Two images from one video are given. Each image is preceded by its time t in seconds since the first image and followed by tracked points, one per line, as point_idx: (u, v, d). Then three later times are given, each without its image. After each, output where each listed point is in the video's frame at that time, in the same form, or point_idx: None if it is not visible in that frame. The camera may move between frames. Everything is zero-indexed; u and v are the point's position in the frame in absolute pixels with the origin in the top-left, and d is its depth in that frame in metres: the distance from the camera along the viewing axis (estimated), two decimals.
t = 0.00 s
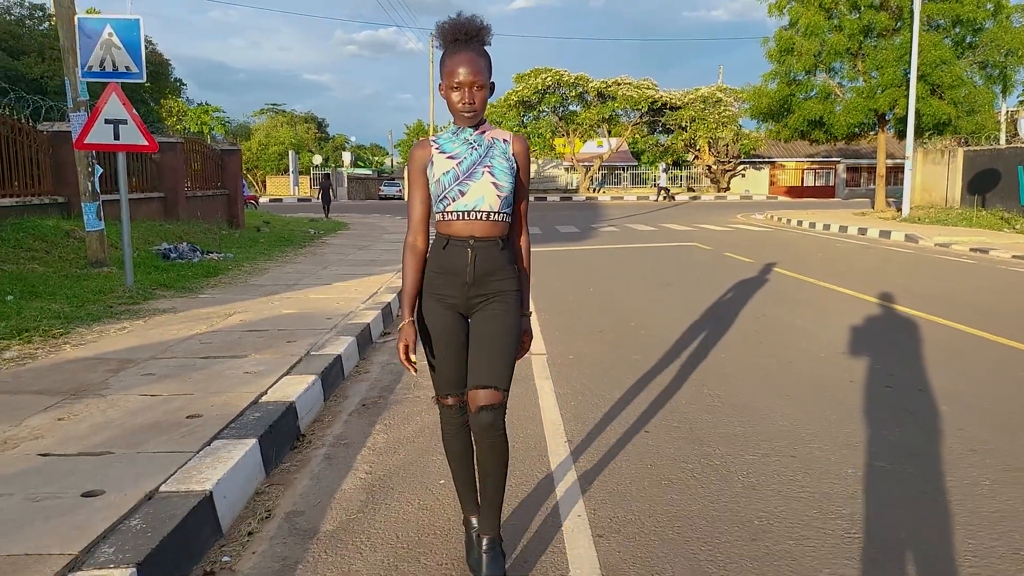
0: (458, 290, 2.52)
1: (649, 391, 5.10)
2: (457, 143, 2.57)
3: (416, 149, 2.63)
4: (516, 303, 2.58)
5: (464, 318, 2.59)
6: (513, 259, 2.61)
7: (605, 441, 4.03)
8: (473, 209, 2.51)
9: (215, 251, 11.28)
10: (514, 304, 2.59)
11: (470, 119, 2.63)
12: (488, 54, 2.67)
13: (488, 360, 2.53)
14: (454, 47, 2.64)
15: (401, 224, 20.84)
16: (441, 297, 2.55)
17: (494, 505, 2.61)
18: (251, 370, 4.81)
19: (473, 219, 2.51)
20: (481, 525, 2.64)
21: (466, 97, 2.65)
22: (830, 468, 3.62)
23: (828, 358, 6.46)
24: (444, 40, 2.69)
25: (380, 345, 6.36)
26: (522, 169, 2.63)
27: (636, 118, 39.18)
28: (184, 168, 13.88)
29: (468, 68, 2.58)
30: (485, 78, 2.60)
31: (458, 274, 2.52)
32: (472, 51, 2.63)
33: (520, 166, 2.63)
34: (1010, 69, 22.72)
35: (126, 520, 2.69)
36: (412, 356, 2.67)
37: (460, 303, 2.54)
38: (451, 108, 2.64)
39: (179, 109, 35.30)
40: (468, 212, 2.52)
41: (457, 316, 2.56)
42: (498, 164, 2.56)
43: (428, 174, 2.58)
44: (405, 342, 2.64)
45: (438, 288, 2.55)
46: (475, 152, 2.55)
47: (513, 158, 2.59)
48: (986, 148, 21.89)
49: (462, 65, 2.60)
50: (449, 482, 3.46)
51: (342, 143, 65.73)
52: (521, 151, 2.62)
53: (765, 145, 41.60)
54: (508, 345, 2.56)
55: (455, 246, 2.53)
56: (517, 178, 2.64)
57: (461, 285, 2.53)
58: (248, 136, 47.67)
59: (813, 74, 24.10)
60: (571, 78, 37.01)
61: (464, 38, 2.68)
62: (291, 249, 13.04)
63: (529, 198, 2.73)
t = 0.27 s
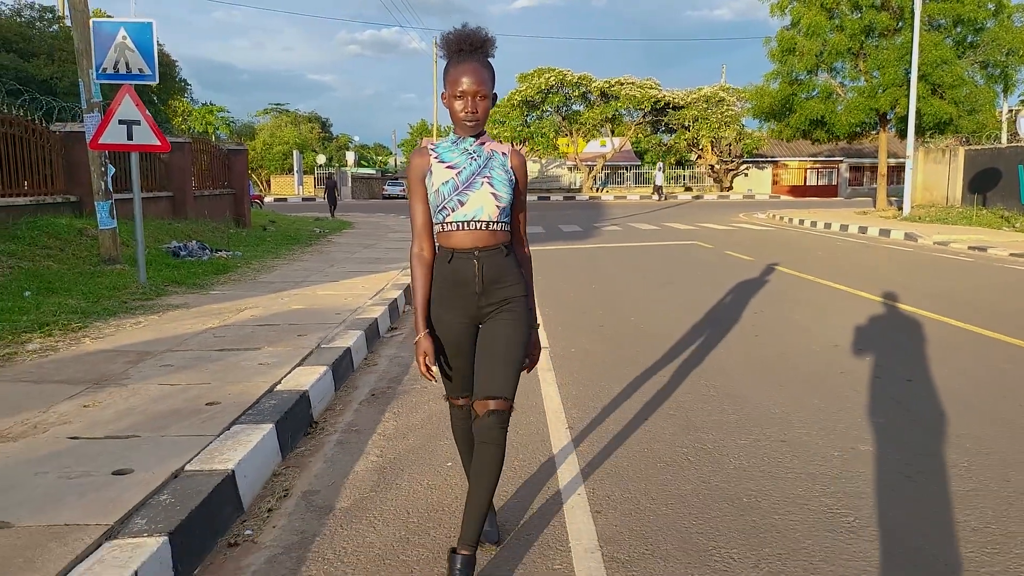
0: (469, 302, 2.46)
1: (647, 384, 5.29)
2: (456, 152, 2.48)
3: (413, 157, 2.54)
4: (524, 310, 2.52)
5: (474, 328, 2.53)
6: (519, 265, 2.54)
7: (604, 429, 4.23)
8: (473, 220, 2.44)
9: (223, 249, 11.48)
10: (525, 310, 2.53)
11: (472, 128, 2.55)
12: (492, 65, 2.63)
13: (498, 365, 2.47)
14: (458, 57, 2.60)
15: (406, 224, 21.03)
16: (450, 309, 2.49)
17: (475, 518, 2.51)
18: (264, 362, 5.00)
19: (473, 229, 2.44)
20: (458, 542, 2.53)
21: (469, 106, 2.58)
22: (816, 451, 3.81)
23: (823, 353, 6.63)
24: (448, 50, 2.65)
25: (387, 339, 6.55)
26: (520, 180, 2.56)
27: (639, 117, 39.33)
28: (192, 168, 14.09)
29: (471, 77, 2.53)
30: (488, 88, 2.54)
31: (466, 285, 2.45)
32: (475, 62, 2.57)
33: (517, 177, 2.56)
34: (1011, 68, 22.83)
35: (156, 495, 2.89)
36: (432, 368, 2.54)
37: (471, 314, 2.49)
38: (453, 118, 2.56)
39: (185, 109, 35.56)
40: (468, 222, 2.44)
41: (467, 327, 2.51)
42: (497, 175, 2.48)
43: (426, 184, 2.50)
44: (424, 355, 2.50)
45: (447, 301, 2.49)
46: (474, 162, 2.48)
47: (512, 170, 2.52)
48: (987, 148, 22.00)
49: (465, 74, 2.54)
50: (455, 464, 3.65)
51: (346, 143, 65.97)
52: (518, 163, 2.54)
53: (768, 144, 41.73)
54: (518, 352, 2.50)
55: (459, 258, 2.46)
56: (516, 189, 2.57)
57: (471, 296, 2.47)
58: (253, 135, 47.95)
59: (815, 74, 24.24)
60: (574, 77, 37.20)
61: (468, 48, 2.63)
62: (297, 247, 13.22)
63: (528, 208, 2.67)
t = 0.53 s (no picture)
0: (470, 298, 2.54)
1: (645, 379, 5.50)
2: (458, 146, 2.57)
3: (414, 148, 2.64)
4: (524, 305, 2.62)
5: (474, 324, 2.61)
6: (517, 260, 2.64)
7: (603, 419, 4.43)
8: (469, 214, 2.53)
9: (231, 248, 11.69)
10: (526, 305, 2.64)
11: (474, 122, 2.61)
12: (494, 60, 2.69)
13: (501, 359, 2.59)
14: (462, 51, 2.66)
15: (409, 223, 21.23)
16: (450, 305, 2.56)
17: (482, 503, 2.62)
18: (277, 355, 5.22)
19: (470, 224, 2.53)
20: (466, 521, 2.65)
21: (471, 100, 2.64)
22: (803, 437, 4.03)
23: (817, 350, 6.84)
24: (451, 46, 2.72)
25: (393, 335, 6.76)
26: (520, 179, 2.66)
27: (641, 116, 39.49)
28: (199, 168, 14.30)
29: (473, 72, 2.59)
30: (490, 82, 2.61)
31: (467, 281, 2.53)
32: (479, 57, 2.64)
33: (518, 175, 2.66)
34: (1011, 67, 22.98)
35: (181, 476, 3.08)
36: (418, 355, 2.72)
37: (473, 311, 2.56)
38: (455, 111, 2.63)
39: (190, 109, 35.76)
40: (466, 216, 2.53)
41: (466, 324, 2.58)
42: (497, 172, 2.58)
43: (426, 176, 2.60)
44: (412, 341, 2.68)
45: (448, 297, 2.55)
46: (475, 157, 2.56)
47: (512, 168, 2.62)
48: (986, 146, 22.14)
49: (467, 69, 2.61)
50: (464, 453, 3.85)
51: (349, 143, 66.19)
52: (520, 161, 2.64)
53: (770, 143, 41.89)
54: (518, 347, 2.60)
55: (458, 254, 2.53)
56: (515, 186, 2.66)
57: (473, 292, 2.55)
58: (257, 135, 48.17)
59: (816, 73, 24.38)
60: (576, 77, 37.38)
61: (470, 43, 2.69)
62: (303, 246, 13.41)
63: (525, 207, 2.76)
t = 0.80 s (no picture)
0: (469, 283, 2.62)
1: (639, 368, 5.71)
2: (461, 136, 2.67)
3: (419, 140, 2.72)
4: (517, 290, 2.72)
5: (470, 310, 2.68)
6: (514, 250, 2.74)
7: (600, 404, 4.63)
8: (473, 203, 2.62)
9: (237, 243, 11.90)
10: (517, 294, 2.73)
11: (473, 112, 2.70)
12: (492, 49, 2.72)
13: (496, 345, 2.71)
14: (458, 42, 2.70)
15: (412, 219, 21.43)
16: (448, 288, 2.62)
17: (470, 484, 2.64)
18: (286, 343, 5.45)
19: (474, 213, 2.63)
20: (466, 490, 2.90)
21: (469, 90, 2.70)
22: (786, 419, 4.25)
23: (808, 342, 7.05)
24: (448, 35, 2.74)
25: (397, 325, 6.98)
26: (523, 167, 2.77)
27: (642, 113, 39.63)
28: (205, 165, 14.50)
29: (470, 62, 2.65)
30: (488, 73, 2.67)
31: (466, 266, 2.61)
32: (476, 46, 2.69)
33: (521, 164, 2.77)
34: (1009, 63, 23.12)
35: (200, 451, 3.30)
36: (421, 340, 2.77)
37: (471, 294, 2.64)
38: (454, 101, 2.70)
39: (194, 106, 35.93)
40: (469, 206, 2.63)
41: (463, 308, 2.64)
42: (500, 161, 2.68)
43: (430, 166, 2.68)
44: (416, 328, 2.73)
45: (446, 281, 2.62)
46: (477, 147, 2.66)
47: (514, 157, 2.71)
48: (984, 141, 22.28)
49: (465, 59, 2.67)
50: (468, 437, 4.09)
51: (352, 140, 66.37)
52: (525, 147, 2.75)
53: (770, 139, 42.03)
54: (506, 334, 2.71)
55: (460, 240, 2.62)
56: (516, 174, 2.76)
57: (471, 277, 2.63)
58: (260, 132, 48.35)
59: (816, 69, 24.51)
60: (577, 73, 37.53)
61: (466, 34, 2.73)
62: (307, 242, 13.63)
63: (527, 197, 2.86)
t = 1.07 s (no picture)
0: (468, 293, 2.61)
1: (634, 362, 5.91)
2: (462, 147, 2.65)
3: (422, 154, 2.71)
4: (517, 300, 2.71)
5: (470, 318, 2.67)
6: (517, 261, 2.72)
7: (597, 394, 4.83)
8: (480, 213, 2.61)
9: (243, 240, 12.12)
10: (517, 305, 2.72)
11: (472, 120, 2.71)
12: (487, 56, 2.78)
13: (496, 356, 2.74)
14: (455, 51, 2.77)
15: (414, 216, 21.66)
16: (446, 297, 2.62)
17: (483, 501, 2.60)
18: (293, 335, 5.65)
19: (481, 222, 2.61)
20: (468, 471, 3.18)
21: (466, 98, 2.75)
22: (772, 407, 4.45)
23: (800, 338, 7.24)
24: (444, 45, 2.82)
25: (399, 319, 7.19)
26: (527, 171, 2.74)
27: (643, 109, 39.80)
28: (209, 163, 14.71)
29: (468, 71, 2.70)
30: (485, 80, 2.70)
31: (467, 276, 2.60)
32: (472, 54, 2.75)
33: (525, 168, 2.74)
34: (1006, 59, 23.27)
35: (217, 432, 3.52)
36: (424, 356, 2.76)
37: (470, 304, 2.63)
38: (453, 111, 2.74)
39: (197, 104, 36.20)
40: (476, 215, 2.61)
41: (464, 316, 2.64)
42: (503, 167, 2.66)
43: (435, 180, 2.67)
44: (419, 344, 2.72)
45: (447, 291, 2.62)
46: (480, 156, 2.64)
47: (518, 161, 2.70)
48: (982, 137, 22.41)
49: (461, 68, 2.72)
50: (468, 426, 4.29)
51: (355, 138, 66.64)
52: (527, 150, 2.73)
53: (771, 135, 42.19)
54: (506, 342, 2.73)
55: (464, 248, 2.61)
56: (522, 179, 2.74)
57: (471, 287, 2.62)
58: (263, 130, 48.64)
59: (814, 66, 24.67)
60: (578, 70, 37.70)
61: (463, 42, 2.80)
62: (311, 238, 13.84)
63: (534, 203, 2.81)
